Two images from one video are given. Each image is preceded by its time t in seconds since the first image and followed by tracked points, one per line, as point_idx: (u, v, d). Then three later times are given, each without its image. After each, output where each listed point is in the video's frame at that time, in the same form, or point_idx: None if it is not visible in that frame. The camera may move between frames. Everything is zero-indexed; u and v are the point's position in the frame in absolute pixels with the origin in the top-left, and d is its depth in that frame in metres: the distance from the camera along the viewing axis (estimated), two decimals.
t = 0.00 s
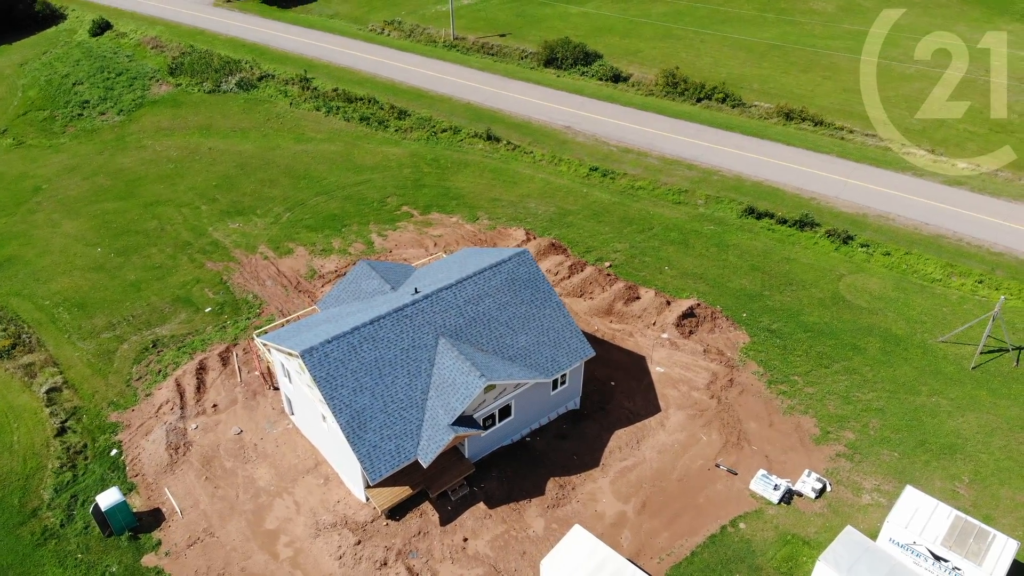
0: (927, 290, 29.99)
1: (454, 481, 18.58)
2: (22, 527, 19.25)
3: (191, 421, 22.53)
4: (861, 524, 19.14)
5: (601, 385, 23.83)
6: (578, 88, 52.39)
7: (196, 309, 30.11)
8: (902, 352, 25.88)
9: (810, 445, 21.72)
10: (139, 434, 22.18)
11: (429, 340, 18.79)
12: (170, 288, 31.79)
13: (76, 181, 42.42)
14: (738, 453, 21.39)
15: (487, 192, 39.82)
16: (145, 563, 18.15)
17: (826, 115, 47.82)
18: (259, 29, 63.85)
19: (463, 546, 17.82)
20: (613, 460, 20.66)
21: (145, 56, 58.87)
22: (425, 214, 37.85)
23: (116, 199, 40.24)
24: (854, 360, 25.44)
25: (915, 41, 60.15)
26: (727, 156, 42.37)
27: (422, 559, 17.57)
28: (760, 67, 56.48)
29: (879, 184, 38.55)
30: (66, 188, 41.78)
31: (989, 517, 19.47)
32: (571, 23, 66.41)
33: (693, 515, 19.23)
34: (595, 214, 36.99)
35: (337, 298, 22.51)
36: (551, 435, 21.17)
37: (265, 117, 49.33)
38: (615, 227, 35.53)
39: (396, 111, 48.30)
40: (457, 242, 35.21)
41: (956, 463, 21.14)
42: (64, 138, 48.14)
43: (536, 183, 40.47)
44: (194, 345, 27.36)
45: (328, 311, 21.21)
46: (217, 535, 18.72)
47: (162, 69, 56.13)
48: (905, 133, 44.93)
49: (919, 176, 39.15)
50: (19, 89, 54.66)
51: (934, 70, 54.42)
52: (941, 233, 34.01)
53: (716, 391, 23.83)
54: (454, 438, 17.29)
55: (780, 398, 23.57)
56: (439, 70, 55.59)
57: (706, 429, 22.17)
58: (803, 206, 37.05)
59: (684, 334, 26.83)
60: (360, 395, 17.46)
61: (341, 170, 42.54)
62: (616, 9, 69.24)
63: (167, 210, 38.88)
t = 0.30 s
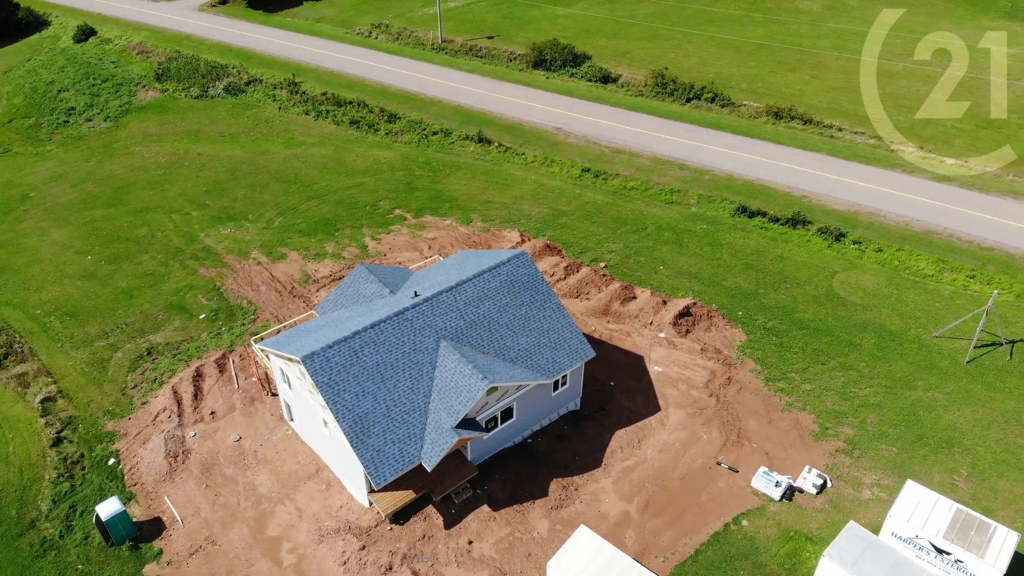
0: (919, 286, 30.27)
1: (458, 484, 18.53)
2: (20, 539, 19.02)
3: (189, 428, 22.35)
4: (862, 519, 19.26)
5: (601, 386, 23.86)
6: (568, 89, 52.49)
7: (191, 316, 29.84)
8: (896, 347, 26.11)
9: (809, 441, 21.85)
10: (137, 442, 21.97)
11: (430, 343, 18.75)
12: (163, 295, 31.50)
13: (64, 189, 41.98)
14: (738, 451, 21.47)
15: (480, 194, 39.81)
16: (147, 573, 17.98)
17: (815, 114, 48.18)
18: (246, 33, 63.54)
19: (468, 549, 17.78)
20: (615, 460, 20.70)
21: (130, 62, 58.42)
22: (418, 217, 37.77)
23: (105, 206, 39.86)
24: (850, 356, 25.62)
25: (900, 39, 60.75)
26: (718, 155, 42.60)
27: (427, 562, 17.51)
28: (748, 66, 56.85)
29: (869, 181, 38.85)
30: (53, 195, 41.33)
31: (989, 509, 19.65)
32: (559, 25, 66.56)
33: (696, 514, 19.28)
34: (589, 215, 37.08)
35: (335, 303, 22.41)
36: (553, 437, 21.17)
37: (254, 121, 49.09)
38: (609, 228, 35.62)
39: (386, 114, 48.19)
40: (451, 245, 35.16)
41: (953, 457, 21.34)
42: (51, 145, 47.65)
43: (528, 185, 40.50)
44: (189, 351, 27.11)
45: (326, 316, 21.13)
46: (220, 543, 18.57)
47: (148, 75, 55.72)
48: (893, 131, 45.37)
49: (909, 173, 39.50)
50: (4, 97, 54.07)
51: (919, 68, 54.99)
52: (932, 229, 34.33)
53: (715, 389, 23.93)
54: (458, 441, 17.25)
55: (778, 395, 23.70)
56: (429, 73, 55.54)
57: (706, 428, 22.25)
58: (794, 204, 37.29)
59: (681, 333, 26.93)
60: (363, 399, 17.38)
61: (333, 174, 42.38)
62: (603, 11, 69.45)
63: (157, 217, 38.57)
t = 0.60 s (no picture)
0: (911, 279, 30.57)
1: (461, 484, 18.53)
2: (19, 548, 18.84)
3: (187, 433, 22.20)
4: (862, 511, 19.45)
5: (599, 383, 23.92)
6: (557, 88, 52.55)
7: (184, 320, 29.60)
8: (891, 340, 26.36)
9: (807, 435, 22.03)
10: (134, 448, 21.79)
11: (431, 344, 18.75)
12: (155, 300, 31.23)
13: (51, 194, 41.53)
14: (738, 445, 21.62)
15: (472, 194, 39.78)
16: None
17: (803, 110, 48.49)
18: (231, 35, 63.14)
19: (473, 548, 17.79)
20: (616, 457, 20.77)
21: (115, 65, 57.88)
22: (411, 218, 37.70)
23: (94, 211, 39.47)
24: (845, 350, 25.84)
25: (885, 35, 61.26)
26: (708, 152, 42.80)
27: (432, 562, 17.50)
28: (735, 63, 57.14)
29: (859, 176, 39.17)
30: (41, 201, 40.88)
31: (986, 499, 19.90)
32: (546, 24, 66.61)
33: (698, 509, 19.39)
34: (582, 213, 37.16)
35: (332, 305, 22.33)
36: (554, 435, 21.22)
37: (242, 124, 48.79)
38: (602, 226, 35.70)
39: (375, 115, 48.05)
40: (445, 245, 35.10)
41: (950, 447, 21.58)
42: (36, 150, 47.13)
43: (521, 184, 40.52)
44: (184, 356, 26.88)
45: (325, 319, 21.04)
46: (222, 547, 18.49)
47: (133, 78, 55.23)
48: (881, 126, 45.81)
49: (898, 167, 39.87)
50: None
51: (905, 63, 55.51)
52: (922, 223, 34.66)
53: (712, 385, 24.06)
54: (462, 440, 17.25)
55: (775, 389, 23.86)
56: (417, 73, 55.42)
57: (705, 423, 22.38)
58: (786, 200, 37.54)
59: (677, 329, 27.07)
60: (365, 401, 17.33)
61: (323, 176, 42.21)
62: (590, 9, 69.57)
63: (147, 221, 38.24)
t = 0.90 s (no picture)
0: (902, 273, 30.88)
1: (464, 484, 18.54)
2: (18, 557, 18.65)
3: (185, 438, 22.05)
4: (861, 503, 19.63)
5: (598, 381, 23.99)
6: (546, 87, 52.63)
7: (178, 325, 29.36)
8: (884, 334, 26.63)
9: (805, 429, 22.20)
10: (132, 455, 21.62)
11: (432, 345, 18.74)
12: (148, 305, 30.96)
13: (38, 200, 41.07)
14: (737, 440, 21.76)
15: (465, 194, 39.75)
16: None
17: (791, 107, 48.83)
18: (217, 38, 62.71)
19: (478, 548, 17.80)
20: (617, 454, 20.85)
21: (100, 69, 57.37)
22: (404, 219, 37.61)
23: (82, 216, 39.08)
24: (839, 344, 26.06)
25: (870, 31, 61.77)
26: (699, 149, 43.00)
27: (437, 563, 17.49)
28: (723, 61, 57.42)
29: (848, 171, 39.49)
30: (28, 207, 40.41)
31: (983, 489, 20.14)
32: (533, 23, 66.68)
33: (700, 504, 19.49)
34: (575, 212, 37.24)
35: (330, 307, 22.25)
36: (554, 433, 21.26)
37: (230, 127, 48.50)
38: (596, 224, 35.79)
39: (365, 116, 47.92)
40: (439, 246, 35.06)
41: (946, 439, 21.83)
42: (22, 156, 46.61)
43: (513, 183, 40.54)
44: (180, 361, 26.68)
45: (323, 321, 20.98)
46: (224, 553, 18.39)
47: (119, 82, 54.77)
48: (868, 122, 46.23)
49: (886, 163, 40.23)
50: None
51: (891, 59, 56.02)
52: (912, 217, 35.00)
53: (710, 381, 24.19)
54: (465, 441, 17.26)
55: (772, 384, 24.03)
56: (406, 74, 55.30)
57: (704, 419, 22.51)
58: (777, 196, 37.80)
59: (673, 326, 27.18)
60: (368, 403, 17.29)
61: (314, 178, 42.04)
62: (577, 8, 69.69)
63: (138, 226, 37.93)
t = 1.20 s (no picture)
0: (893, 267, 31.22)
1: (467, 484, 18.57)
2: (18, 567, 18.49)
3: (184, 444, 21.92)
4: (861, 495, 19.85)
5: (597, 379, 24.08)
6: (535, 87, 52.71)
7: (173, 330, 29.14)
8: (878, 327, 26.91)
9: (803, 422, 22.41)
10: (131, 461, 21.47)
11: (432, 345, 18.76)
12: (141, 310, 30.70)
13: (25, 207, 40.60)
14: (736, 435, 21.92)
15: (457, 194, 39.76)
16: None
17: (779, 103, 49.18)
18: (202, 41, 62.27)
19: (483, 548, 17.84)
20: (618, 451, 20.95)
21: (84, 73, 56.81)
22: (397, 220, 37.55)
23: (71, 222, 38.70)
24: (834, 338, 26.32)
25: (855, 27, 62.33)
26: (689, 147, 43.24)
27: (443, 563, 17.51)
28: (710, 59, 57.73)
29: (837, 167, 39.85)
30: (15, 214, 39.94)
31: (980, 478, 20.43)
32: (520, 23, 66.74)
33: (702, 499, 19.62)
34: (568, 211, 37.34)
35: (328, 310, 22.20)
36: (555, 432, 21.33)
37: (218, 130, 48.21)
38: (589, 223, 35.90)
39: (354, 118, 47.79)
40: (433, 246, 35.02)
41: (942, 430, 22.11)
42: (7, 162, 46.04)
43: (505, 183, 40.57)
44: (175, 366, 26.49)
45: (322, 324, 20.93)
46: (228, 558, 18.34)
47: (104, 86, 54.29)
48: (855, 118, 46.68)
49: (875, 158, 40.64)
50: None
51: (876, 55, 56.53)
52: (901, 211, 35.36)
53: (707, 377, 24.35)
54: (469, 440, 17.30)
55: (769, 378, 24.24)
56: (394, 75, 55.19)
57: (702, 414, 22.66)
58: (767, 192, 38.07)
59: (669, 323, 27.32)
60: (370, 404, 17.28)
61: (304, 180, 41.87)
62: (563, 8, 69.83)
63: (127, 231, 37.61)
